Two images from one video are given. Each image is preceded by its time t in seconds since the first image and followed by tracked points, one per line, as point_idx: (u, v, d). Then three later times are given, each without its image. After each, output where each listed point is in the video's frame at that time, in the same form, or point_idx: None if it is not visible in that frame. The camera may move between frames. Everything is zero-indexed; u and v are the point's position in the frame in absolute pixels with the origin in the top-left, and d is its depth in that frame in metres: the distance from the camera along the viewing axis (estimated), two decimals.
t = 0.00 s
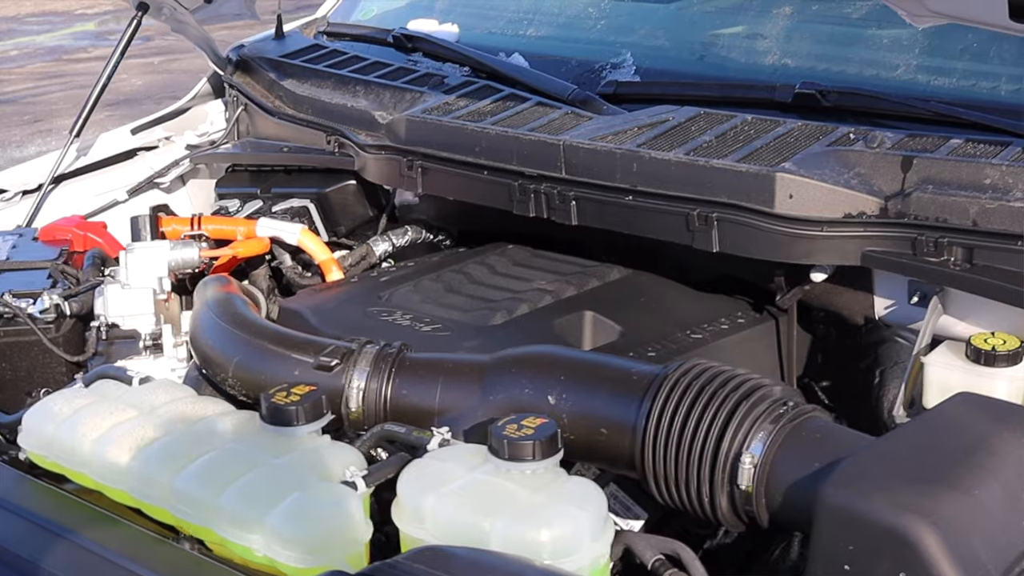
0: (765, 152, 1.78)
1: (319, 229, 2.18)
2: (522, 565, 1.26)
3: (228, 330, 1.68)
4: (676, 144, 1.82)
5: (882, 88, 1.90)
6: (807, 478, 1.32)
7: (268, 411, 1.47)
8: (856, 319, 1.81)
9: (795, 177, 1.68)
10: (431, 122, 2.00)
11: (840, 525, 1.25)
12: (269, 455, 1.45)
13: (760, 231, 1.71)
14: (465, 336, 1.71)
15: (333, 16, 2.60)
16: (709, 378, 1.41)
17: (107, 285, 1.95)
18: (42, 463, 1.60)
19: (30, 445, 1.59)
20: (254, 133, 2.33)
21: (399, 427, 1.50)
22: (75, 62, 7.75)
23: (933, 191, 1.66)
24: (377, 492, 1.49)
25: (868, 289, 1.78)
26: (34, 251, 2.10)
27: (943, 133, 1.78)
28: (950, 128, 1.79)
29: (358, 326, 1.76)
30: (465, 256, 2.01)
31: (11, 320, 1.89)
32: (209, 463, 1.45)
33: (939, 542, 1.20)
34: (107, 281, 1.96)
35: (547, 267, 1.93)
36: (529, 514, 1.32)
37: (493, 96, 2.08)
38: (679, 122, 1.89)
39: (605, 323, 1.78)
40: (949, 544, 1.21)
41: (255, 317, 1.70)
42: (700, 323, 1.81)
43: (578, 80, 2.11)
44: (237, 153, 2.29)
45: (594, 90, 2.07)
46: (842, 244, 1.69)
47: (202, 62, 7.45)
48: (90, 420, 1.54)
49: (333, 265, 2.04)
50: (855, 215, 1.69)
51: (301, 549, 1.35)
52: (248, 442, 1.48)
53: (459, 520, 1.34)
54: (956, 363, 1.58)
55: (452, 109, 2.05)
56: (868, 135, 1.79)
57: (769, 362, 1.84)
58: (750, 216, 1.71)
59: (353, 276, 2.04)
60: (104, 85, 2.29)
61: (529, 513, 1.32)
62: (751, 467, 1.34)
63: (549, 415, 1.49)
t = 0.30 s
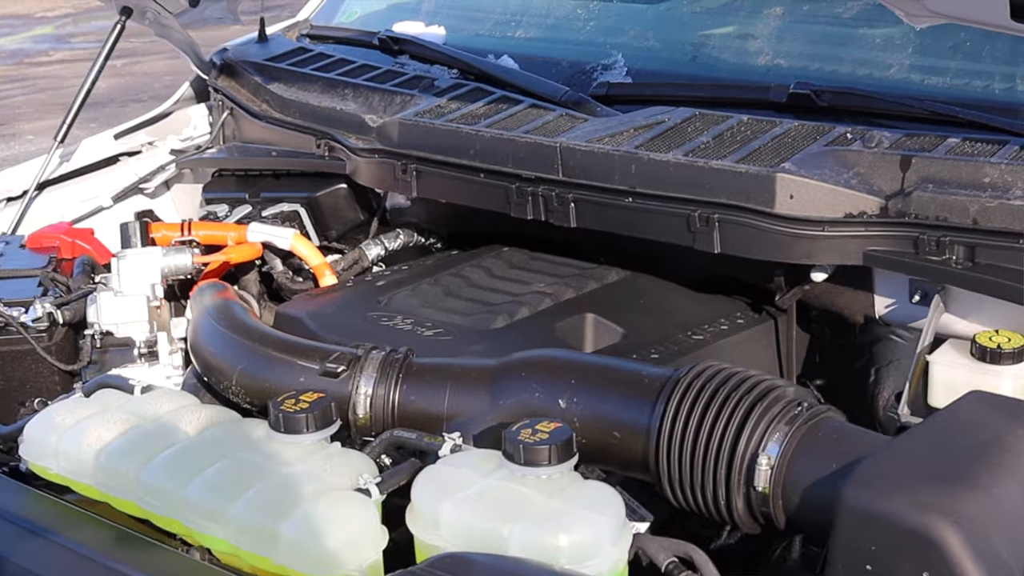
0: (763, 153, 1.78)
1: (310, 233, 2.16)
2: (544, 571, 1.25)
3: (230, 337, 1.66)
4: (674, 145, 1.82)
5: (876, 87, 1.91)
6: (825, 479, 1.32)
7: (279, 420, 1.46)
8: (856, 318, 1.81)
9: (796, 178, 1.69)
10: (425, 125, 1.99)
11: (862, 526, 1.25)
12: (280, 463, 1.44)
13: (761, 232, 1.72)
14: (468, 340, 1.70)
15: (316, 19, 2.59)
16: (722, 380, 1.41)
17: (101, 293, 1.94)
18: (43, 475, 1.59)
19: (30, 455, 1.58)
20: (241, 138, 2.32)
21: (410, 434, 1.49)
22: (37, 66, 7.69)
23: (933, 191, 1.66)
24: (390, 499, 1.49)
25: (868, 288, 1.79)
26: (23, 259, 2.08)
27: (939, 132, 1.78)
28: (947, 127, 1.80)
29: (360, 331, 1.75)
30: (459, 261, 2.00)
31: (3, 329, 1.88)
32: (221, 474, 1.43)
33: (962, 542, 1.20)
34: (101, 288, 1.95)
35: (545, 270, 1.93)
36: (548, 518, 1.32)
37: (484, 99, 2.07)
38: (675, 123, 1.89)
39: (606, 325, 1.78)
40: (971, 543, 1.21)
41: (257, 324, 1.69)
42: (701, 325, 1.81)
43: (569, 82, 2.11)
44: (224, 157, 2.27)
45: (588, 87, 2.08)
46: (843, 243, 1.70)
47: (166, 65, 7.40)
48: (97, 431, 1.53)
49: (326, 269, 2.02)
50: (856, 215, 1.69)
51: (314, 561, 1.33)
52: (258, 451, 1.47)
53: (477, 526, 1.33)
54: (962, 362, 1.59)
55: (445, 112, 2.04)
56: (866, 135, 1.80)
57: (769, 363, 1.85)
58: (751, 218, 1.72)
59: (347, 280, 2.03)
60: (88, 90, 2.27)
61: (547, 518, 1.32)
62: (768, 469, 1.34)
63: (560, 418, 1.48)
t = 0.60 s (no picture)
0: (761, 150, 1.79)
1: (300, 237, 2.15)
2: (569, 570, 1.25)
3: (234, 342, 1.65)
4: (671, 144, 1.83)
5: (868, 85, 1.92)
6: (844, 474, 1.33)
7: (291, 425, 1.45)
8: (854, 315, 1.83)
9: (795, 175, 1.69)
10: (419, 125, 1.99)
11: (884, 520, 1.26)
12: (293, 467, 1.43)
13: (761, 230, 1.71)
14: (472, 342, 1.69)
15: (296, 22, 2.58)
16: (737, 376, 1.41)
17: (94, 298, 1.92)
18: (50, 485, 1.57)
19: (37, 465, 1.57)
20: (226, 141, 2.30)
21: (421, 436, 1.49)
22: None
23: (932, 186, 1.68)
24: (404, 502, 1.48)
25: (867, 285, 1.80)
26: (10, 266, 2.06)
27: (935, 129, 1.80)
28: (942, 124, 1.81)
29: (361, 333, 1.74)
30: (453, 263, 2.00)
31: None
32: (234, 478, 1.42)
33: (985, 534, 1.21)
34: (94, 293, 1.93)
35: (541, 271, 1.93)
36: (569, 519, 1.32)
37: (476, 99, 2.07)
38: (670, 123, 1.89)
39: (606, 324, 1.78)
40: (995, 535, 1.22)
41: (259, 328, 1.68)
42: (700, 323, 1.81)
43: (559, 82, 2.11)
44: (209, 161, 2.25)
45: (578, 88, 2.09)
46: (843, 241, 1.70)
47: (122, 69, 7.33)
48: (106, 442, 1.52)
49: (318, 272, 2.01)
50: (856, 212, 1.70)
51: (333, 566, 1.32)
52: (269, 455, 1.46)
53: (499, 527, 1.33)
54: (965, 356, 1.60)
55: (437, 112, 2.03)
56: (862, 133, 1.81)
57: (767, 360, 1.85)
58: (753, 216, 1.71)
59: (340, 283, 2.01)
60: (70, 94, 2.25)
61: (568, 518, 1.32)
62: (786, 465, 1.35)
63: (572, 418, 1.48)
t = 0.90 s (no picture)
0: (758, 147, 1.80)
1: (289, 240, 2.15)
2: (595, 568, 1.25)
3: (239, 346, 1.64)
4: (668, 142, 1.83)
5: (859, 81, 1.93)
6: (864, 467, 1.34)
7: (307, 426, 1.44)
8: (851, 310, 1.84)
9: (793, 171, 1.71)
10: (413, 126, 1.99)
11: (908, 511, 1.27)
12: (309, 470, 1.42)
13: (761, 227, 1.72)
14: (477, 342, 1.69)
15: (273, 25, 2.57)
16: (754, 372, 1.42)
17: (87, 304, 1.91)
18: (59, 493, 1.56)
19: (46, 473, 1.55)
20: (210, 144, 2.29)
21: (437, 437, 1.48)
22: None
23: (929, 181, 1.68)
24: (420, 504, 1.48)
25: (864, 280, 1.82)
26: None
27: (929, 124, 1.82)
28: (935, 120, 1.83)
29: (364, 335, 1.73)
30: (448, 263, 2.00)
31: None
32: (248, 483, 1.40)
33: (1010, 521, 1.22)
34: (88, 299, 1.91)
35: (537, 271, 1.93)
36: (593, 517, 1.32)
37: (465, 100, 2.07)
38: (664, 121, 1.90)
39: (607, 323, 1.78)
40: (1020, 521, 1.23)
41: (264, 331, 1.67)
42: (699, 320, 1.82)
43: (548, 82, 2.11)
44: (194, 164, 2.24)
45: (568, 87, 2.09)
46: (843, 236, 1.71)
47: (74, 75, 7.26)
48: (114, 448, 1.50)
49: (310, 275, 1.99)
50: (854, 207, 1.71)
51: (354, 568, 1.31)
52: (284, 459, 1.45)
53: (523, 526, 1.33)
54: (967, 349, 1.62)
55: (428, 113, 2.03)
56: (855, 129, 1.82)
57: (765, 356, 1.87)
58: (753, 212, 1.72)
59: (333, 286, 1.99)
60: (52, 98, 2.24)
61: (591, 516, 1.32)
62: (805, 459, 1.36)
63: (586, 416, 1.49)
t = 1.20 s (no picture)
0: (753, 144, 1.81)
1: (278, 244, 2.14)
2: (625, 566, 1.26)
3: (245, 350, 1.63)
4: (663, 140, 1.84)
5: (847, 78, 1.95)
6: (883, 460, 1.36)
7: (323, 430, 1.43)
8: (847, 304, 1.87)
9: (790, 168, 1.71)
10: (404, 127, 1.98)
11: (930, 501, 1.29)
12: (328, 474, 1.41)
13: (761, 224, 1.74)
14: (482, 342, 1.70)
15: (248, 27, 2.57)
16: (768, 367, 1.43)
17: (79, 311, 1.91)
18: (67, 502, 1.54)
19: (53, 482, 1.53)
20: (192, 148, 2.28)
21: (451, 438, 1.48)
22: None
23: (924, 176, 1.69)
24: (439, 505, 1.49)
25: (859, 275, 1.84)
26: None
27: (918, 120, 1.82)
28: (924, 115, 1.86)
29: (365, 337, 1.73)
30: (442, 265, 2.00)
31: None
32: (265, 487, 1.39)
33: None
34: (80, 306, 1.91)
35: (533, 271, 1.94)
36: (619, 514, 1.33)
37: (454, 100, 2.07)
38: (657, 119, 1.91)
39: (607, 322, 1.79)
40: None
41: (269, 335, 1.66)
42: (697, 317, 1.83)
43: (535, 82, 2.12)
44: (177, 168, 2.23)
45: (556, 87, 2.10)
46: (843, 231, 1.73)
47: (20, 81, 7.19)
48: (123, 456, 1.49)
49: (302, 278, 1.99)
50: (851, 203, 1.72)
51: (380, 571, 1.30)
52: (301, 463, 1.44)
53: (549, 525, 1.34)
54: (969, 342, 1.65)
55: (418, 114, 2.03)
56: (847, 125, 1.83)
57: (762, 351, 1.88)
58: (753, 209, 1.73)
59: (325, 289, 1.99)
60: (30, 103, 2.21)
61: (616, 513, 1.33)
62: (823, 452, 1.37)
63: (600, 414, 1.50)
